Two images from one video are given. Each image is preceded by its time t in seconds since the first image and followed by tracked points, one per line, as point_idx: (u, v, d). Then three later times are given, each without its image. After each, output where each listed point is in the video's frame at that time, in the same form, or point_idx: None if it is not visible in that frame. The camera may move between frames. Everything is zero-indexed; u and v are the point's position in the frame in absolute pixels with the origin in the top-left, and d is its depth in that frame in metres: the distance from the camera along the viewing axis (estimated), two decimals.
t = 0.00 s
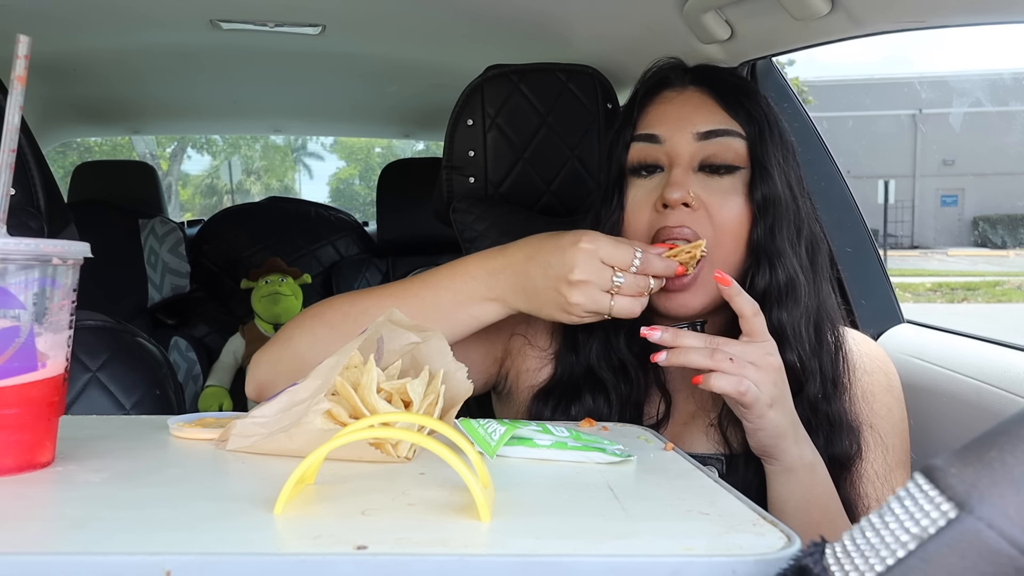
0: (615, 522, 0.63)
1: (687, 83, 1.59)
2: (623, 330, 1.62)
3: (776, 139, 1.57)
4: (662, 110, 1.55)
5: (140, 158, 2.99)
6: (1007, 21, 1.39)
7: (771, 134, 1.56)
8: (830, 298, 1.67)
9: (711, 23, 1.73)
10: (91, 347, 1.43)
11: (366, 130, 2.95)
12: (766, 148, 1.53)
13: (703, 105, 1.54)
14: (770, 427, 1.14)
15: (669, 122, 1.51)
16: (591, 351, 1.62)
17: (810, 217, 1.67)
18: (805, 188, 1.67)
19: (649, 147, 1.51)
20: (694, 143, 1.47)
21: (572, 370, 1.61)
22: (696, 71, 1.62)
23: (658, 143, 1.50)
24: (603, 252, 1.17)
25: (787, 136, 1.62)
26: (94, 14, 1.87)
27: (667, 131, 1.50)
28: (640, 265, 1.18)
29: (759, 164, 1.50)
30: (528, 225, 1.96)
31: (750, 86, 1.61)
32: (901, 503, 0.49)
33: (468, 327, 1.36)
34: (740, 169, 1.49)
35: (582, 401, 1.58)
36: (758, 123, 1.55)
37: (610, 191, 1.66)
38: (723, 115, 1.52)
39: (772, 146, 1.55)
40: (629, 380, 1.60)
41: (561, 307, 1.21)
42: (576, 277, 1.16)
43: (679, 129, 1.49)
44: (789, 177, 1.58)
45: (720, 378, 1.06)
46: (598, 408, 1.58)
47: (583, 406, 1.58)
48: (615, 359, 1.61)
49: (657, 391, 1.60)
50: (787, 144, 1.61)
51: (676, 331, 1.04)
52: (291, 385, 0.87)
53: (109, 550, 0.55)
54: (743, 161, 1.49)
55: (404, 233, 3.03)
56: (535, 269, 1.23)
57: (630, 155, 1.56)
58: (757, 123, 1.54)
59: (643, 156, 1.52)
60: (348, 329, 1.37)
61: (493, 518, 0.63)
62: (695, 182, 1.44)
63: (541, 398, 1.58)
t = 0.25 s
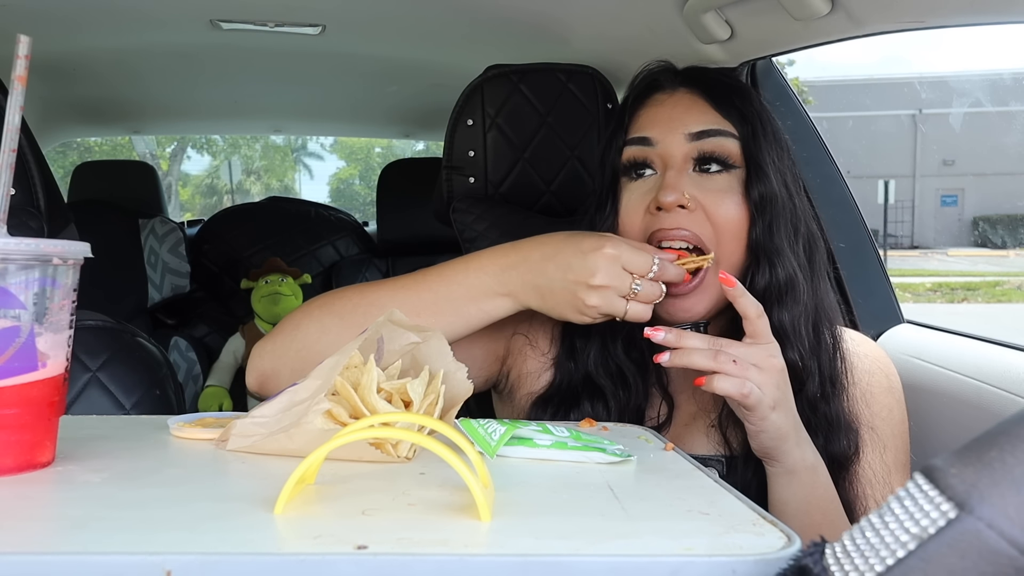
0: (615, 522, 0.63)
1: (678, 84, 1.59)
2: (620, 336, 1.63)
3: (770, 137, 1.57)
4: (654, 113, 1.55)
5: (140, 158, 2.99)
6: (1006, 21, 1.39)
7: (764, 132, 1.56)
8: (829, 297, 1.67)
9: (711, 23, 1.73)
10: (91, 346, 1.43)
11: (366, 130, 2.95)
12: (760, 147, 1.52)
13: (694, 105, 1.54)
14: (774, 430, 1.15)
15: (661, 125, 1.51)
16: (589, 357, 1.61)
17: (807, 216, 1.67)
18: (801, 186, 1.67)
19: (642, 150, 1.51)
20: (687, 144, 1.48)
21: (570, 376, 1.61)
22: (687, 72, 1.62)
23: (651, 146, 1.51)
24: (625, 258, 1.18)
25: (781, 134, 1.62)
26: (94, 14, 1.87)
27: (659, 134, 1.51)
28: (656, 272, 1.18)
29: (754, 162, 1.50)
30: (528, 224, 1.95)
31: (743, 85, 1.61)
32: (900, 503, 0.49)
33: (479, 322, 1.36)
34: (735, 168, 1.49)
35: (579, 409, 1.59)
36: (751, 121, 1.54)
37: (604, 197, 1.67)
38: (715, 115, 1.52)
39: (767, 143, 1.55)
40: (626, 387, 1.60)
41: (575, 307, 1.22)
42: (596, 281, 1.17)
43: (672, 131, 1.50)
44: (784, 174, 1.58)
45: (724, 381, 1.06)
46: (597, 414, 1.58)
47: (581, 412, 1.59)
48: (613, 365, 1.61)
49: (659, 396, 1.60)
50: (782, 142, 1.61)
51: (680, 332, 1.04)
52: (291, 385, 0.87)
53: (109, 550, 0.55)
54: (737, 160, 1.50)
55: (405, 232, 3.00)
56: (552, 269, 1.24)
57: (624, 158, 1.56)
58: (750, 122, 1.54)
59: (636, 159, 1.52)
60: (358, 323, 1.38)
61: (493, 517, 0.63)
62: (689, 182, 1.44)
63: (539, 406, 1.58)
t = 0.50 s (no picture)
0: (615, 522, 0.63)
1: (673, 89, 1.59)
2: (620, 339, 1.63)
3: (767, 138, 1.57)
4: (650, 118, 1.55)
5: (140, 158, 2.99)
6: (1006, 21, 1.39)
7: (761, 134, 1.55)
8: (829, 297, 1.67)
9: (711, 23, 1.73)
10: (91, 346, 1.43)
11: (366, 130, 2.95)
12: (757, 149, 1.52)
13: (690, 110, 1.54)
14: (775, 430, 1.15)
15: (657, 130, 1.52)
16: (589, 360, 1.62)
17: (806, 216, 1.67)
18: (800, 186, 1.67)
19: (639, 156, 1.52)
20: (683, 149, 1.48)
21: (571, 380, 1.62)
22: (683, 76, 1.62)
23: (647, 152, 1.51)
24: (623, 249, 1.17)
25: (779, 134, 1.62)
26: (94, 14, 1.87)
27: (655, 140, 1.51)
28: (656, 264, 1.18)
29: (750, 166, 1.50)
30: (528, 224, 1.95)
31: (740, 87, 1.60)
32: (900, 503, 0.49)
33: (478, 317, 1.36)
34: (732, 172, 1.49)
35: (580, 412, 1.58)
36: (747, 124, 1.54)
37: (601, 203, 1.67)
38: (712, 120, 1.52)
39: (764, 145, 1.54)
40: (626, 391, 1.60)
41: (574, 300, 1.22)
42: (594, 272, 1.17)
43: (668, 137, 1.50)
44: (782, 175, 1.58)
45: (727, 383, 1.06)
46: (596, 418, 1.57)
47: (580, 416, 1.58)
48: (613, 370, 1.61)
49: (660, 399, 1.60)
50: (779, 143, 1.60)
51: (683, 333, 1.03)
52: (291, 385, 0.87)
53: (108, 550, 0.55)
54: (734, 164, 1.49)
55: (404, 232, 3.01)
56: (551, 263, 1.24)
57: (621, 164, 1.56)
58: (747, 125, 1.54)
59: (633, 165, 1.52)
60: (356, 315, 1.38)
61: (493, 517, 0.63)
62: (687, 188, 1.44)
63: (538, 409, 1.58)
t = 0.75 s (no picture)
0: (614, 522, 0.63)
1: (671, 92, 1.59)
2: (616, 343, 1.62)
3: (766, 141, 1.57)
4: (647, 123, 1.55)
5: (140, 158, 2.99)
6: (1006, 21, 1.39)
7: (759, 137, 1.55)
8: (829, 297, 1.67)
9: (712, 23, 1.73)
10: (91, 347, 1.43)
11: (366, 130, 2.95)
12: (755, 153, 1.52)
13: (687, 114, 1.54)
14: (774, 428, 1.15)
15: (655, 136, 1.51)
16: (588, 362, 1.62)
17: (806, 217, 1.67)
18: (799, 187, 1.67)
19: (637, 162, 1.51)
20: (680, 155, 1.48)
21: (570, 381, 1.61)
22: (681, 79, 1.62)
23: (645, 158, 1.51)
24: (625, 252, 1.17)
25: (778, 136, 1.62)
26: (94, 14, 1.87)
27: (653, 145, 1.51)
28: (657, 268, 1.20)
29: (749, 170, 1.51)
30: (528, 224, 1.96)
31: (738, 89, 1.60)
32: (901, 503, 0.49)
33: (475, 313, 1.36)
34: (730, 177, 1.49)
35: (580, 412, 1.57)
36: (745, 128, 1.54)
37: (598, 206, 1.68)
38: (709, 124, 1.52)
39: (763, 149, 1.55)
40: (626, 391, 1.59)
41: (574, 301, 1.22)
42: (596, 274, 1.17)
43: (665, 143, 1.50)
44: (781, 177, 1.58)
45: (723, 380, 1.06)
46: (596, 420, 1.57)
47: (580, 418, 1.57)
48: (612, 371, 1.61)
49: (661, 399, 1.60)
50: (779, 145, 1.60)
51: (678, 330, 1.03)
52: (291, 385, 0.87)
53: (109, 550, 0.55)
54: (732, 169, 1.49)
55: (404, 232, 3.01)
56: (551, 261, 1.24)
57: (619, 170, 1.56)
58: (745, 129, 1.54)
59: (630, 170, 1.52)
60: (353, 306, 1.38)
61: (493, 518, 0.63)
62: (685, 195, 1.44)
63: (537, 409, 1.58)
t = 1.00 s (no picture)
0: (614, 522, 0.63)
1: (667, 92, 1.60)
2: (615, 344, 1.62)
3: (762, 141, 1.57)
4: (644, 125, 1.55)
5: (140, 158, 2.99)
6: (1006, 21, 1.39)
7: (756, 137, 1.56)
8: (827, 295, 1.67)
9: (712, 23, 1.73)
10: (91, 346, 1.43)
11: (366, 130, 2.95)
12: (752, 154, 1.52)
13: (684, 116, 1.54)
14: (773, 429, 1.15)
15: (651, 138, 1.51)
16: (586, 362, 1.61)
17: (803, 216, 1.67)
18: (796, 185, 1.68)
19: (633, 164, 1.50)
20: (677, 157, 1.47)
21: (569, 381, 1.61)
22: (677, 80, 1.62)
23: (641, 160, 1.49)
24: (623, 252, 1.17)
25: (775, 135, 1.62)
26: (94, 14, 1.87)
27: (649, 147, 1.49)
28: (656, 268, 1.18)
29: (745, 170, 1.50)
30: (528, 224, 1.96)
31: (734, 90, 1.61)
32: (901, 503, 0.49)
33: (472, 315, 1.36)
34: (726, 180, 1.48)
35: (579, 412, 1.56)
36: (741, 128, 1.54)
37: (596, 207, 1.68)
38: (705, 125, 1.53)
39: (759, 149, 1.55)
40: (626, 390, 1.59)
41: (571, 301, 1.22)
42: (593, 274, 1.17)
43: (662, 144, 1.49)
44: (777, 177, 1.58)
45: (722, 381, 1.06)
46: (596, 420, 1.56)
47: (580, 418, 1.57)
48: (611, 371, 1.61)
49: (660, 398, 1.60)
50: (775, 145, 1.61)
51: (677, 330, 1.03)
52: (292, 385, 0.87)
53: (109, 550, 0.55)
54: (728, 171, 1.49)
55: (404, 233, 3.01)
56: (549, 262, 1.24)
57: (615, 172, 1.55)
58: (741, 130, 1.54)
59: (627, 172, 1.50)
60: (349, 310, 1.37)
61: (493, 518, 0.63)
62: (682, 198, 1.42)
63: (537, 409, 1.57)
